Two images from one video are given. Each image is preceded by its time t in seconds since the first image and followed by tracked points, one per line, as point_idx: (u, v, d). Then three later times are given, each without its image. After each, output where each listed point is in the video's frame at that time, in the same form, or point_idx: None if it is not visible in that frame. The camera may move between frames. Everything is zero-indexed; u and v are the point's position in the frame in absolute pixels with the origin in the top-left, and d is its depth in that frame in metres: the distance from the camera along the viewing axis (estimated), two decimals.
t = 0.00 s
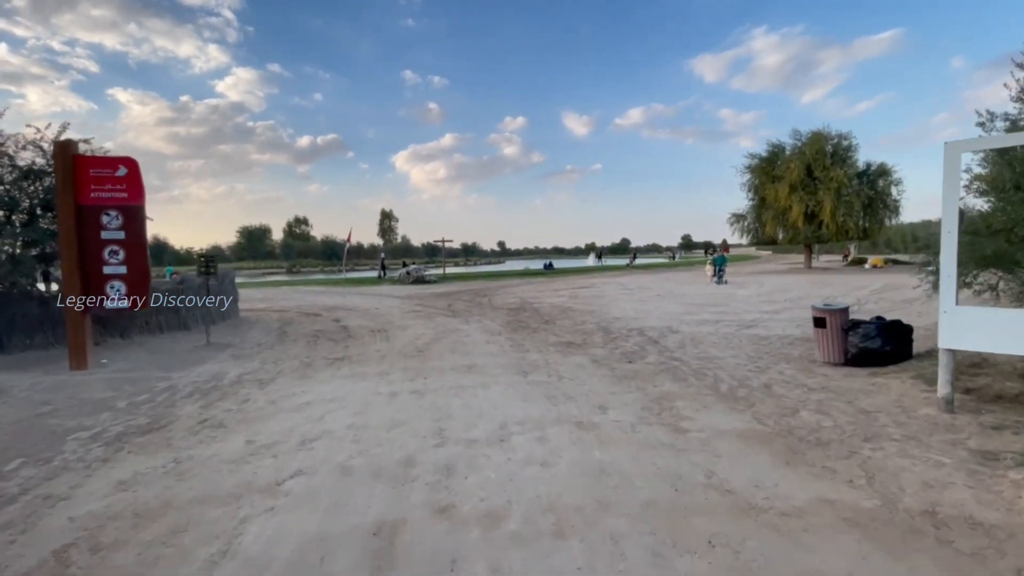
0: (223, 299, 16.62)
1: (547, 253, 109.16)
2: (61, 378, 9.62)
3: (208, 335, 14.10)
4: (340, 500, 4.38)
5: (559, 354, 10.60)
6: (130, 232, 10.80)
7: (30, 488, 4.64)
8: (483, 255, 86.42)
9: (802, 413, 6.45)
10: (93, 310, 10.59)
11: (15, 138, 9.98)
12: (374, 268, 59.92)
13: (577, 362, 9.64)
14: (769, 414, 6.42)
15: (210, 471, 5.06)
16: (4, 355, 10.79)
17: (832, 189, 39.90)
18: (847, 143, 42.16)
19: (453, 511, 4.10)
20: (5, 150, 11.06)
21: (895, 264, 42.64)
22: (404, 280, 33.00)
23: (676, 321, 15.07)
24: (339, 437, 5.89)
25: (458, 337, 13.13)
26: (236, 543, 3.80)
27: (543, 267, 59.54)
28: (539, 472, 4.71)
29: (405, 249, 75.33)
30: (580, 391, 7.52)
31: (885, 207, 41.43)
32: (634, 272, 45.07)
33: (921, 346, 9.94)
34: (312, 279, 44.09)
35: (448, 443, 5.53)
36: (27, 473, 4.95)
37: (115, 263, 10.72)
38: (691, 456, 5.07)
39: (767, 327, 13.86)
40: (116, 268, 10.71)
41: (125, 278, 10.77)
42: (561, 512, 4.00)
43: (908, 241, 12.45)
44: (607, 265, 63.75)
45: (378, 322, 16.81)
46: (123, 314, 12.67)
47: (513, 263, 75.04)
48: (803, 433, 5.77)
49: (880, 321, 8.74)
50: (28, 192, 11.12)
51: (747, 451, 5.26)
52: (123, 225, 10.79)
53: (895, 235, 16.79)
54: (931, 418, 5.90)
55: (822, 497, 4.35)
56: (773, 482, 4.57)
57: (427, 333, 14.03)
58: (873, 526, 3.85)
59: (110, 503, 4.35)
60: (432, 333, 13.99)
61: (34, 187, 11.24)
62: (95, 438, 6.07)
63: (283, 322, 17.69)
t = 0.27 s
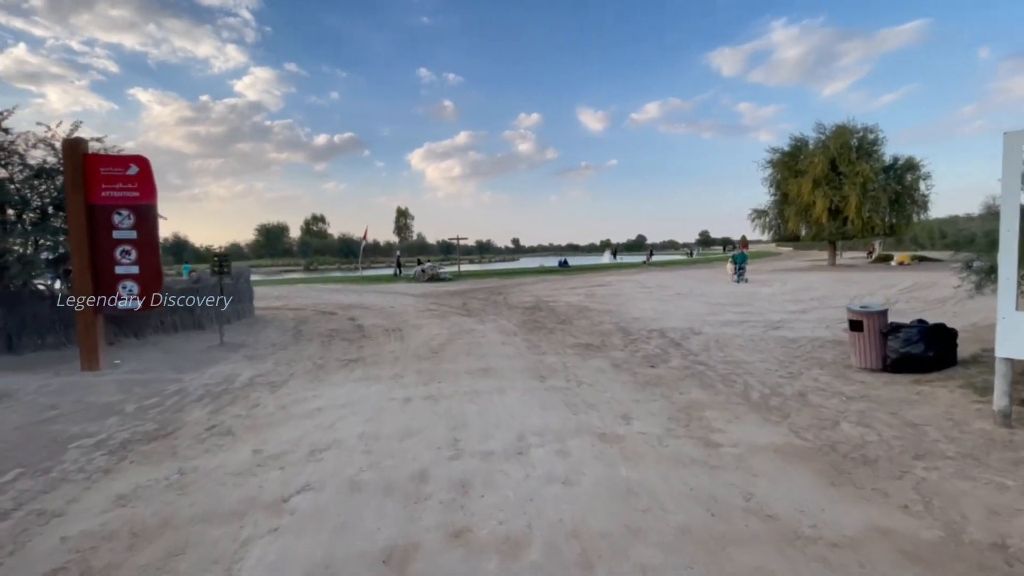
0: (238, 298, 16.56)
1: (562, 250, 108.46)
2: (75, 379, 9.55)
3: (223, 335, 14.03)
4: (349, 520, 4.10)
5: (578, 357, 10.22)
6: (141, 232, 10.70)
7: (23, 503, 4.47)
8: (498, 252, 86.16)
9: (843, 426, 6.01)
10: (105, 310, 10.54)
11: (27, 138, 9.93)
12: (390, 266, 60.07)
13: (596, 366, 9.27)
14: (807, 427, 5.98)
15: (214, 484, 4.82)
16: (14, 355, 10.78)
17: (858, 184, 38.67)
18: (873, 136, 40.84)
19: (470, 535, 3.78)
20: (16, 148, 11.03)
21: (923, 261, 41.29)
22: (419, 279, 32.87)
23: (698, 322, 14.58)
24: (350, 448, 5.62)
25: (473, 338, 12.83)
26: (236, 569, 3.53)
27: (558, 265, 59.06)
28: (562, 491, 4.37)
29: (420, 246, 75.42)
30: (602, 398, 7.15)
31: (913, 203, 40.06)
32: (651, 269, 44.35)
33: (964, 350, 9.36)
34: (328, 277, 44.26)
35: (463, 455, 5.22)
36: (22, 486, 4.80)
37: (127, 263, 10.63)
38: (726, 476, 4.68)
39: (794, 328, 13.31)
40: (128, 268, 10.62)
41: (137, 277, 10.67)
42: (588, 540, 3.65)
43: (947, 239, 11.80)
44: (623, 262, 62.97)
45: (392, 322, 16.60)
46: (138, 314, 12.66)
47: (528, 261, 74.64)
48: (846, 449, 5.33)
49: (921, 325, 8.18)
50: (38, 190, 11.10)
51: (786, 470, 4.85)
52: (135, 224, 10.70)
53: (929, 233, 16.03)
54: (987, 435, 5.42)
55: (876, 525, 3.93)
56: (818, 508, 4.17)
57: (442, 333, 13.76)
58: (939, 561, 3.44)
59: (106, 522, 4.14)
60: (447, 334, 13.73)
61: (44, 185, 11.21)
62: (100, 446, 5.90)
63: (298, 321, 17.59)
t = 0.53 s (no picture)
0: (259, 295, 16.57)
1: (581, 247, 107.63)
2: (97, 376, 9.58)
3: (244, 332, 14.03)
4: (366, 531, 3.84)
5: (602, 356, 9.85)
6: (162, 228, 10.67)
7: (30, 508, 4.39)
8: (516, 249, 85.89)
9: (896, 434, 5.54)
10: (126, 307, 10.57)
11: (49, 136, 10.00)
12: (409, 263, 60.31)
13: (623, 365, 8.88)
14: (857, 434, 5.52)
15: (227, 489, 4.64)
16: (36, 352, 10.93)
17: (890, 177, 37.21)
18: (906, 127, 39.25)
19: (495, 552, 3.48)
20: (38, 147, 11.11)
21: (958, 256, 39.63)
22: (438, 276, 32.77)
23: (726, 320, 14.04)
24: (367, 451, 5.37)
25: (493, 336, 12.55)
26: None
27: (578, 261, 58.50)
28: (594, 503, 4.04)
29: (439, 244, 75.58)
30: (631, 400, 6.78)
31: (949, 195, 38.42)
32: (673, 266, 43.53)
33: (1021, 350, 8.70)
34: (348, 274, 44.54)
35: (486, 461, 4.92)
36: (32, 489, 4.74)
37: (148, 259, 10.63)
38: (772, 488, 4.29)
39: (829, 327, 12.68)
40: (148, 264, 10.62)
41: (158, 274, 10.64)
42: (626, 561, 3.32)
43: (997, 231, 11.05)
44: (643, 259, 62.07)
45: (411, 319, 16.43)
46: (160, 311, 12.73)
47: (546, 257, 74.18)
48: (903, 460, 4.88)
49: (976, 323, 7.59)
50: (60, 188, 11.18)
51: (838, 483, 4.43)
52: (155, 220, 10.68)
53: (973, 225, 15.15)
54: None
55: (948, 549, 3.51)
56: (880, 527, 3.76)
57: (462, 331, 13.52)
58: None
59: (113, 529, 4.02)
60: (466, 331, 13.48)
61: (67, 183, 11.27)
62: (116, 446, 5.78)
63: (318, 318, 17.56)
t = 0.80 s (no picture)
0: (285, 293, 16.55)
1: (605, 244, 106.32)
2: (125, 374, 9.57)
3: (269, 330, 13.99)
4: (394, 556, 3.50)
5: (636, 358, 9.36)
6: (188, 225, 10.60)
7: (45, 517, 4.19)
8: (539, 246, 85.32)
9: (979, 451, 4.93)
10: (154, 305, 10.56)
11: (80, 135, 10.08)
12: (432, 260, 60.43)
13: (660, 369, 8.38)
14: (933, 451, 4.94)
15: (248, 501, 4.37)
16: (71, 349, 11.05)
17: (935, 168, 35.29)
18: (953, 115, 37.19)
19: None
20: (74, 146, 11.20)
21: (1007, 253, 37.44)
22: (462, 273, 32.58)
23: (764, 320, 13.34)
24: (393, 462, 5.05)
25: (520, 336, 12.15)
26: None
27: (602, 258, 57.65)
28: (644, 530, 3.62)
29: (463, 241, 75.60)
30: (672, 408, 6.30)
31: (1000, 187, 36.27)
32: (701, 263, 42.39)
33: None
34: (373, 271, 44.79)
35: (521, 476, 4.54)
36: (49, 496, 4.57)
37: (175, 257, 10.58)
38: (847, 516, 3.79)
39: (878, 328, 11.88)
40: (175, 262, 10.57)
41: (184, 272, 10.59)
42: None
43: None
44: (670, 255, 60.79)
45: (436, 318, 16.17)
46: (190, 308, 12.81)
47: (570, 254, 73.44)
48: (994, 483, 4.30)
49: None
50: (93, 186, 11.21)
51: (923, 510, 3.89)
52: (182, 218, 10.62)
53: None
54: None
55: None
56: (983, 567, 3.23)
57: (488, 330, 13.17)
58: None
59: (128, 544, 3.77)
60: (492, 330, 13.14)
61: (100, 182, 11.32)
62: (138, 450, 5.60)
63: (343, 316, 17.48)
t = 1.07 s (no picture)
0: (308, 292, 16.57)
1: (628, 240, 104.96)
2: (150, 374, 9.60)
3: (292, 329, 13.98)
4: None
5: (666, 360, 8.95)
6: (211, 225, 10.60)
7: (59, 527, 4.07)
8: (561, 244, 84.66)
9: None
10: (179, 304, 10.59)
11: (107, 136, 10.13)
12: (453, 258, 60.48)
13: (692, 373, 7.96)
14: (1007, 470, 4.45)
15: (263, 513, 4.18)
16: (98, 348, 11.13)
17: (979, 159, 33.54)
18: (998, 104, 35.30)
19: None
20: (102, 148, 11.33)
21: None
22: (483, 271, 32.37)
23: (800, 320, 12.72)
24: (414, 472, 4.80)
25: (544, 337, 11.84)
26: None
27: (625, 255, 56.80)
28: (688, 559, 3.28)
29: (483, 238, 75.53)
30: (709, 416, 5.91)
31: None
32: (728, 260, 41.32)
33: None
34: (395, 270, 44.99)
35: (550, 492, 4.23)
36: (66, 504, 4.45)
37: (199, 257, 10.58)
38: (918, 547, 3.38)
39: (925, 329, 11.17)
40: (199, 262, 10.58)
41: (208, 272, 10.59)
42: None
43: None
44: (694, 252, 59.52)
45: (457, 317, 15.97)
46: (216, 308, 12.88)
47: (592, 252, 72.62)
48: None
49: None
50: (121, 187, 11.34)
51: (1005, 541, 3.45)
52: (206, 218, 10.63)
53: None
54: None
55: None
56: None
57: (510, 330, 12.89)
58: None
59: (139, 560, 3.61)
60: (515, 330, 12.86)
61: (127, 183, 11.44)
62: (156, 455, 5.49)
63: (365, 315, 17.44)
